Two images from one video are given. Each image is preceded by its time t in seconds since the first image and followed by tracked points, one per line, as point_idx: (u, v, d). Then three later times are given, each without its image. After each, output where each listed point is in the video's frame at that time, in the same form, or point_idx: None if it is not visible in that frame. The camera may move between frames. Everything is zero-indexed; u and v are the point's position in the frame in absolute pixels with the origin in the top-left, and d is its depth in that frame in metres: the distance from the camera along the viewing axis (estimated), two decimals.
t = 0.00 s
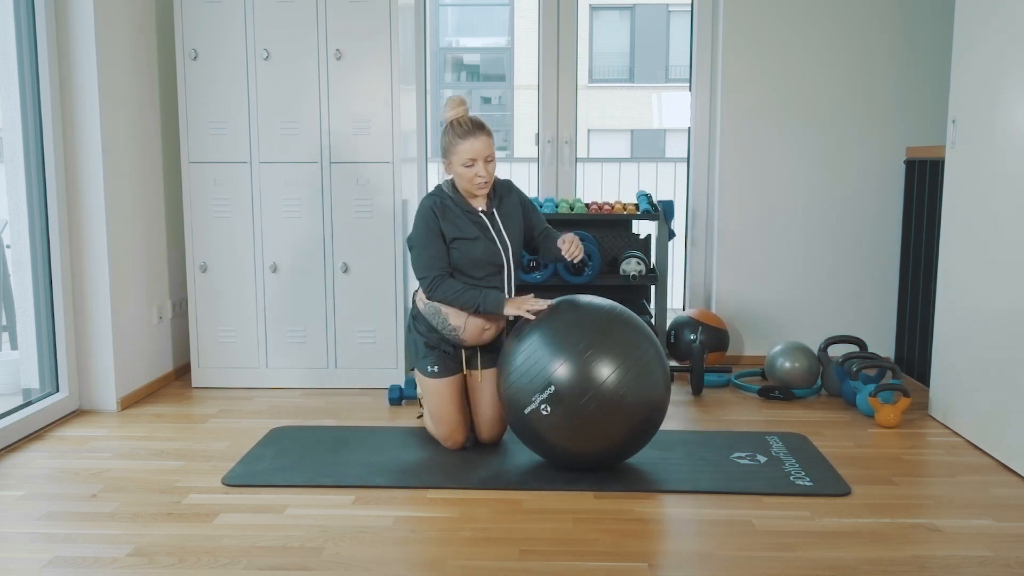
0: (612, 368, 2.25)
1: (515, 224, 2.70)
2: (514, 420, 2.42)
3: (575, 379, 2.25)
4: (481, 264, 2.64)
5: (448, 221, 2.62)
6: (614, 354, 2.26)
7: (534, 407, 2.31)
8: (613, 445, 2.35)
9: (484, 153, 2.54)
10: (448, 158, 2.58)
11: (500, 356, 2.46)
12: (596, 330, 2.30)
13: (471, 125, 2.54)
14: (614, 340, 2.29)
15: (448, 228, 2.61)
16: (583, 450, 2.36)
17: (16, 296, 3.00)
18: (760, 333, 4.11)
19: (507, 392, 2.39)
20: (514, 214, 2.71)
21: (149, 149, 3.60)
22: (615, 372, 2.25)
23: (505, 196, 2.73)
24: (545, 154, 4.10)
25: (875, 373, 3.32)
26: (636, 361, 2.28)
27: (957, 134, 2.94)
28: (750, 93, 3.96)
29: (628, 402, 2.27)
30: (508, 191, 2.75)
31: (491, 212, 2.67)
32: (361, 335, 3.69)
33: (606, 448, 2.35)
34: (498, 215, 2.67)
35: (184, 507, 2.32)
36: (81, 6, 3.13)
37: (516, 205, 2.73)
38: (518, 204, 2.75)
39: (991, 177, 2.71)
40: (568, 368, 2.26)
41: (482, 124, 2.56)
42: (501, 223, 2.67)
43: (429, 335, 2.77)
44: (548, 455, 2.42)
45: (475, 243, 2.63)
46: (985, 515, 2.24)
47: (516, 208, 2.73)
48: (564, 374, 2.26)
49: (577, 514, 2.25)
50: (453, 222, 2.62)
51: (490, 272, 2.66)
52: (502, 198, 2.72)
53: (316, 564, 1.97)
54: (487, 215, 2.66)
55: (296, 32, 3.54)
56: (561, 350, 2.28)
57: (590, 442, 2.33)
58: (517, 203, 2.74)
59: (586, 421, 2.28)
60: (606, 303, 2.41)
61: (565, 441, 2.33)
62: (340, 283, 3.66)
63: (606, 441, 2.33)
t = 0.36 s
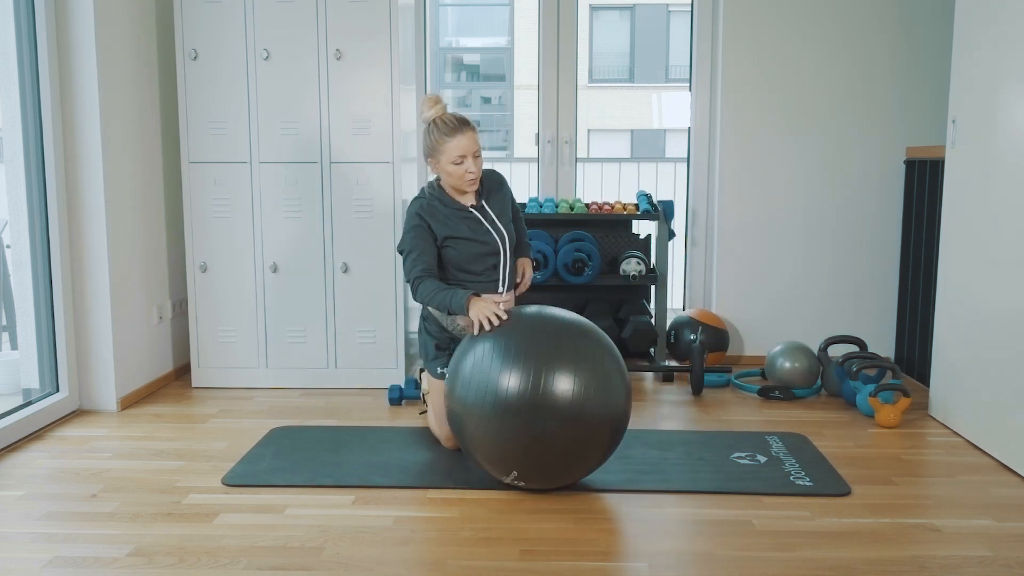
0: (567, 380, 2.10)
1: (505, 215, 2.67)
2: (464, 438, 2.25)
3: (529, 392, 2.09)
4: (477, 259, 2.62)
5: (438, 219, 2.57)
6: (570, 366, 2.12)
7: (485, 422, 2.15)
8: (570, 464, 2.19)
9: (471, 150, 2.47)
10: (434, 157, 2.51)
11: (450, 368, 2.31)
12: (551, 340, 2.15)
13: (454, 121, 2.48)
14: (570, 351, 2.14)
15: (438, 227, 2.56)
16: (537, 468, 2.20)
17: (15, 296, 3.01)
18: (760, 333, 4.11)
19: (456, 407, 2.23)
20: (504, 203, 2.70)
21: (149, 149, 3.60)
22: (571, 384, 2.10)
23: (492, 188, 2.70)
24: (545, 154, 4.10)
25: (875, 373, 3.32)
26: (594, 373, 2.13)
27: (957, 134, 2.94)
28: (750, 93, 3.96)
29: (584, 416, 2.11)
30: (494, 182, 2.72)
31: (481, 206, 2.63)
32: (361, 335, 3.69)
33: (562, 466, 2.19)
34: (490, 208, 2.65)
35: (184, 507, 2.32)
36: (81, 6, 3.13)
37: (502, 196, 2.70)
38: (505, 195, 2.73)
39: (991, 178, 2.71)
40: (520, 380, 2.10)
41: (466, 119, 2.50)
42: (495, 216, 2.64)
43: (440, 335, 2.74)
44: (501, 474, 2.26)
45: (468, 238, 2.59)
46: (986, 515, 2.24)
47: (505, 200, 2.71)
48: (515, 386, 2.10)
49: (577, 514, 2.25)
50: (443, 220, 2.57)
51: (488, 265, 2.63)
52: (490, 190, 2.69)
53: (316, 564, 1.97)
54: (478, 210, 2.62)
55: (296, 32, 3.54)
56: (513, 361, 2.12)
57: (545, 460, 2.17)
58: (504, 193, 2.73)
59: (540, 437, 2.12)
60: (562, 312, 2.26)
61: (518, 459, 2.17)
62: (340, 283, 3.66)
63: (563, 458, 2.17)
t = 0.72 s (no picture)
0: (557, 384, 2.09)
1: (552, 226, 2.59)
2: (454, 442, 2.23)
3: (520, 396, 2.08)
4: (512, 265, 2.56)
5: (483, 219, 2.55)
6: (560, 369, 2.11)
7: (475, 427, 2.13)
8: (560, 469, 2.18)
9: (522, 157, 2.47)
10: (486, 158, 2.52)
11: (438, 373, 2.29)
12: (540, 343, 2.14)
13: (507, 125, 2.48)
14: (561, 354, 2.13)
15: (480, 227, 2.54)
16: (527, 474, 2.18)
17: (16, 296, 3.01)
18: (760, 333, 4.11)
19: (447, 411, 2.20)
20: (554, 212, 2.61)
21: (149, 149, 3.60)
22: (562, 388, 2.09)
23: (546, 197, 2.62)
24: (545, 154, 4.10)
25: (874, 373, 3.32)
26: (585, 378, 2.12)
27: (957, 133, 2.94)
28: (750, 93, 3.97)
29: (574, 419, 2.10)
30: (549, 191, 2.63)
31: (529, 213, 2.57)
32: (361, 336, 3.69)
33: (554, 471, 2.18)
34: (536, 216, 2.57)
35: (184, 507, 2.32)
36: (81, 6, 3.13)
37: (554, 206, 2.62)
38: (559, 205, 2.63)
39: (991, 178, 2.71)
40: (511, 384, 2.09)
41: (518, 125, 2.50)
42: (539, 226, 2.56)
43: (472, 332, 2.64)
44: (490, 479, 2.24)
45: (507, 244, 2.54)
46: (986, 515, 2.24)
47: (556, 208, 2.62)
48: (504, 390, 2.09)
49: (576, 514, 2.25)
50: (487, 221, 2.55)
51: (524, 274, 2.56)
52: (542, 198, 2.61)
53: (316, 564, 1.97)
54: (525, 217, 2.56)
55: (296, 32, 3.54)
56: (503, 364, 2.11)
57: (536, 465, 2.15)
58: (558, 202, 2.63)
59: (531, 441, 2.11)
60: (552, 314, 2.25)
61: (509, 464, 2.16)
62: (340, 284, 3.66)
63: (554, 463, 2.15)
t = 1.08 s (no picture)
0: (532, 379, 2.12)
1: (580, 224, 2.57)
2: (426, 438, 2.24)
3: (494, 391, 2.11)
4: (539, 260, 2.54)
5: (514, 213, 2.54)
6: (533, 365, 2.14)
7: (449, 423, 2.15)
8: (534, 462, 2.22)
9: (555, 151, 2.44)
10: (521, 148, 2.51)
11: (409, 369, 2.30)
12: (514, 339, 2.17)
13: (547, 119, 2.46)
14: (534, 349, 2.17)
15: (511, 222, 2.53)
16: (501, 467, 2.22)
17: (16, 296, 3.01)
18: (760, 333, 4.11)
19: (419, 408, 2.22)
20: (584, 211, 2.59)
21: (149, 149, 3.60)
22: (536, 384, 2.13)
23: (578, 194, 2.60)
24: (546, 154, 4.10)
25: (875, 373, 3.32)
26: (556, 372, 2.16)
27: (957, 134, 2.94)
28: (750, 93, 3.97)
29: (548, 414, 2.15)
30: (583, 188, 2.61)
31: (560, 211, 2.56)
32: (361, 336, 3.69)
33: (527, 464, 2.22)
34: (569, 214, 2.56)
35: (185, 507, 2.32)
36: (81, 6, 3.13)
37: (585, 204, 2.59)
38: (590, 202, 2.60)
39: (991, 178, 2.71)
40: (486, 380, 2.11)
41: (557, 119, 2.48)
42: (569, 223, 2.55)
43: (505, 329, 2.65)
44: (464, 474, 2.26)
45: (536, 239, 2.54)
46: (986, 515, 2.24)
47: (586, 204, 2.59)
48: (479, 386, 2.11)
49: (576, 514, 2.25)
50: (518, 215, 2.54)
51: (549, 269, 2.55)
52: (574, 195, 2.59)
53: (316, 564, 1.97)
54: (556, 215, 2.55)
55: (296, 32, 3.54)
56: (478, 361, 2.13)
57: (510, 459, 2.19)
58: (590, 200, 2.61)
59: (504, 436, 2.14)
60: (521, 310, 2.29)
61: (483, 459, 2.19)
62: (340, 284, 3.66)
63: (527, 457, 2.19)
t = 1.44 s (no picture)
0: (508, 378, 2.15)
1: (566, 223, 2.55)
2: (405, 437, 2.26)
3: (471, 389, 2.13)
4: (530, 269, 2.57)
5: (504, 223, 2.57)
6: (510, 364, 2.16)
7: (427, 420, 2.17)
8: (511, 459, 2.24)
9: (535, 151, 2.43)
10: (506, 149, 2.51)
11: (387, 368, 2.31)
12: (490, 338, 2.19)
13: (532, 120, 2.43)
14: (510, 348, 2.19)
15: (498, 234, 2.57)
16: (479, 464, 2.24)
17: (16, 297, 3.01)
18: (760, 333, 4.11)
19: (396, 407, 2.24)
20: (572, 208, 2.56)
21: (149, 149, 3.60)
22: (512, 381, 2.15)
23: (568, 191, 2.57)
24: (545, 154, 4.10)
25: (874, 373, 3.32)
26: (532, 369, 2.19)
27: (957, 134, 2.94)
28: (750, 93, 3.97)
29: (524, 411, 2.17)
30: (572, 183, 2.58)
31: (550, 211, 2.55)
32: (361, 336, 3.69)
33: (505, 460, 2.24)
34: (557, 214, 2.54)
35: (184, 507, 2.32)
36: (81, 6, 3.13)
37: (574, 201, 2.56)
38: (579, 200, 2.56)
39: (991, 178, 2.71)
40: (462, 379, 2.13)
41: (544, 119, 2.44)
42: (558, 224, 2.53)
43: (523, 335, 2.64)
44: (443, 471, 2.28)
45: (526, 249, 2.56)
46: (986, 515, 2.24)
47: (575, 202, 2.56)
48: (455, 385, 2.13)
49: (576, 514, 2.25)
50: (507, 224, 2.56)
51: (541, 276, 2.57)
52: (564, 194, 2.56)
53: (316, 564, 1.97)
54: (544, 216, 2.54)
55: (296, 32, 3.54)
56: (455, 360, 2.15)
57: (487, 456, 2.21)
58: (580, 198, 2.57)
59: (482, 433, 2.16)
60: (496, 309, 2.31)
61: (461, 457, 2.21)
62: (340, 284, 3.66)
63: (504, 453, 2.21)
